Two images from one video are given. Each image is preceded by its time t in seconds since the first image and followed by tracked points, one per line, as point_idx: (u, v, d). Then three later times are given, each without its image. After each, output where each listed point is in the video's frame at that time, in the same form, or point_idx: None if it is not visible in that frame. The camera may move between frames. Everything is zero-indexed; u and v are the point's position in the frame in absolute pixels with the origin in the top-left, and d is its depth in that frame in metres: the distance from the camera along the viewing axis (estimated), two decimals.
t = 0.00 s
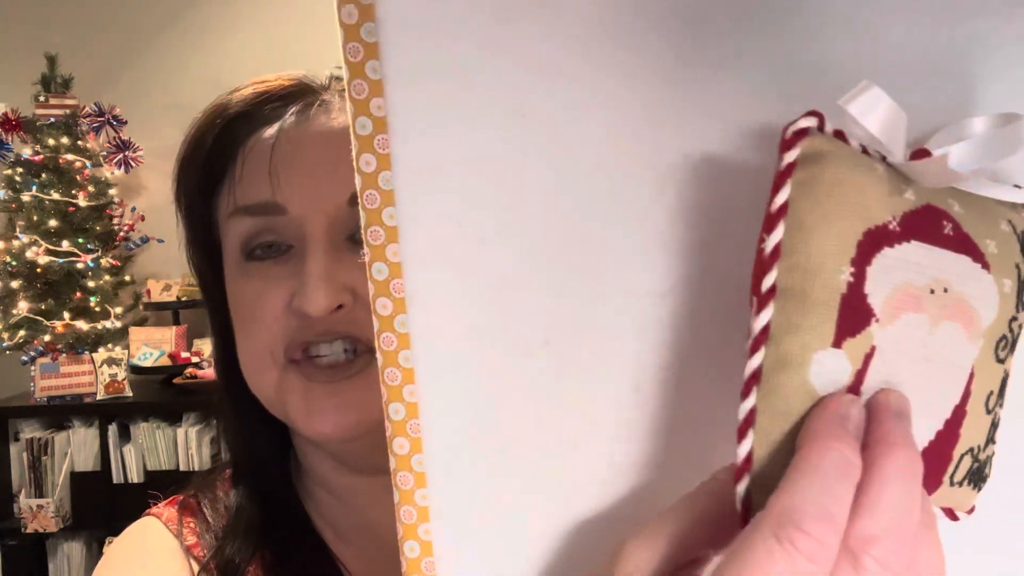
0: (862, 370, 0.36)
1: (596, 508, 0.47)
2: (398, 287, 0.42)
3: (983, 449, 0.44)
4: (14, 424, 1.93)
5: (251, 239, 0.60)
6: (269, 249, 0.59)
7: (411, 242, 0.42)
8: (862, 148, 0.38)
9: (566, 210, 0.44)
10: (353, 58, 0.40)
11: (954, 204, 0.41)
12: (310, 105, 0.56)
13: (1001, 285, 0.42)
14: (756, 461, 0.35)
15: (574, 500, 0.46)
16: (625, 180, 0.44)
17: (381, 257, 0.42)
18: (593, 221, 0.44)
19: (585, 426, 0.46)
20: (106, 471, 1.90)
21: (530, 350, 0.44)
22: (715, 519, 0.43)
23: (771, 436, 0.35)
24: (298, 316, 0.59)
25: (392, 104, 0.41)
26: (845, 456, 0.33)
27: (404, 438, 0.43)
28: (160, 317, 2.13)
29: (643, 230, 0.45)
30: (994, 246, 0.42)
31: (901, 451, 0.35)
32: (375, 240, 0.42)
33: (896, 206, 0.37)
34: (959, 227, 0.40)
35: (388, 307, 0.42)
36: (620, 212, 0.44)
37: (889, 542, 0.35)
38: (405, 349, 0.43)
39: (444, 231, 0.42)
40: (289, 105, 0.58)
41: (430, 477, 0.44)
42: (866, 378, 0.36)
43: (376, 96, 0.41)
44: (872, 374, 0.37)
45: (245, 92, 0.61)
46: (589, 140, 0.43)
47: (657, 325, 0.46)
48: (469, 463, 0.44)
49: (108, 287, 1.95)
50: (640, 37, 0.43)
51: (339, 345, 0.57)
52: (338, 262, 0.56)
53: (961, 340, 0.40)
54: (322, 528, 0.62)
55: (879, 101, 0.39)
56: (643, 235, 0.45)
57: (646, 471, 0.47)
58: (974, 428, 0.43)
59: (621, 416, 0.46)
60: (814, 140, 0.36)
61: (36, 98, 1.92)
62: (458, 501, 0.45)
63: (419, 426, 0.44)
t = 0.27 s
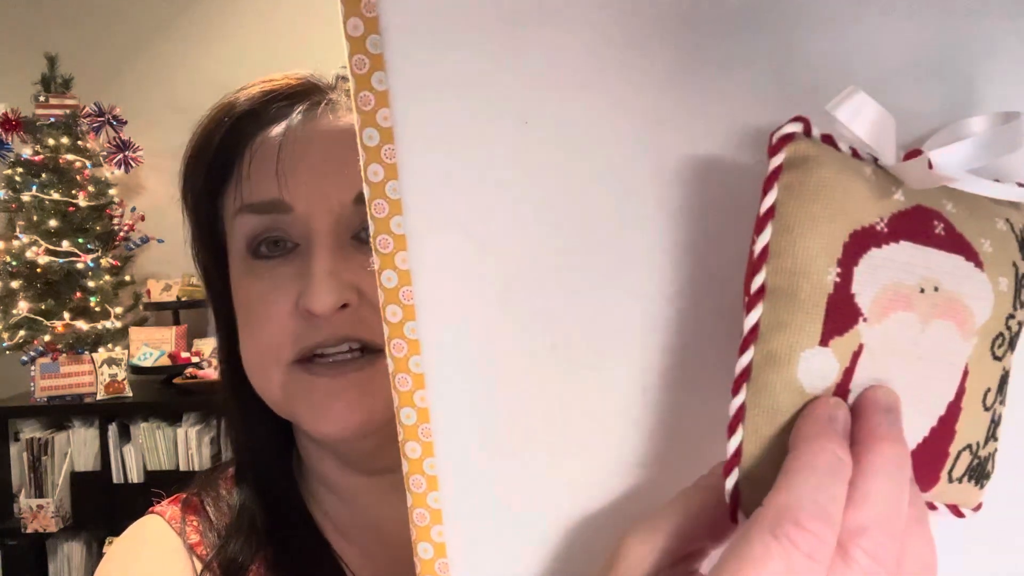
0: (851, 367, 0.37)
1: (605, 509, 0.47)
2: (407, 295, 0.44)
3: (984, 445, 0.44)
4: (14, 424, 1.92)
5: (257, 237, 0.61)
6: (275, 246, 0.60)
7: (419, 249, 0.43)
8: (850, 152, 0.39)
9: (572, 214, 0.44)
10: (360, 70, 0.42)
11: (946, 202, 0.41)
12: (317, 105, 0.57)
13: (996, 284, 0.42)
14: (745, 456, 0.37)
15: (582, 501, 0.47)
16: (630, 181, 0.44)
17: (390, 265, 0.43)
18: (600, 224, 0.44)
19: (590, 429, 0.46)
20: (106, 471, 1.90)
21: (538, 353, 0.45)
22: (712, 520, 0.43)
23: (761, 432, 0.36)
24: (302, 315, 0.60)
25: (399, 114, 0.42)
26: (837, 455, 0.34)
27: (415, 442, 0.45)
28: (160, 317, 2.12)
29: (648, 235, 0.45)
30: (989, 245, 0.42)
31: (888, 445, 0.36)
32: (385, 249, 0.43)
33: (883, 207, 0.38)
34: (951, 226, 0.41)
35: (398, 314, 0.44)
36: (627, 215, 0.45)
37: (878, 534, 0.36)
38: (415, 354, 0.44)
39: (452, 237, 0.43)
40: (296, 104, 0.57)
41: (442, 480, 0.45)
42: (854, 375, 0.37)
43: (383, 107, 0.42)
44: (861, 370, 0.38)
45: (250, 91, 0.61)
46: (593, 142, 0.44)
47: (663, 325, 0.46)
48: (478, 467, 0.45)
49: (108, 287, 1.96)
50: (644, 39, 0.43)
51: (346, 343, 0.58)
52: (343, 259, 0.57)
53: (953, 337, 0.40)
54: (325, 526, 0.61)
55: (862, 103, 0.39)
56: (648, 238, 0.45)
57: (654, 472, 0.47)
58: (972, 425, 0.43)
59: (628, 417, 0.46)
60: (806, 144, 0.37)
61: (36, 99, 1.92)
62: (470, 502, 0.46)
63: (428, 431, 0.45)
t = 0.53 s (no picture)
0: (827, 362, 0.39)
1: (611, 505, 0.47)
2: (418, 294, 0.44)
3: (981, 441, 0.44)
4: (14, 424, 1.93)
5: (262, 236, 0.61)
6: (281, 245, 0.60)
7: (431, 248, 0.44)
8: (830, 156, 0.41)
9: (580, 213, 0.45)
10: (372, 74, 0.42)
11: (931, 201, 0.42)
12: (324, 104, 0.57)
13: (983, 281, 0.42)
14: (725, 444, 0.39)
15: (590, 498, 0.47)
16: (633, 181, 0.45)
17: (402, 265, 0.44)
18: (607, 223, 0.45)
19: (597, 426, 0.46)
20: (106, 471, 1.90)
21: (546, 351, 0.45)
22: (699, 509, 0.45)
23: (739, 422, 0.39)
24: (310, 316, 0.60)
25: (410, 117, 0.43)
26: (819, 439, 0.36)
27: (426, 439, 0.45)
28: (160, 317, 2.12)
29: (654, 236, 0.45)
30: (976, 241, 0.42)
31: (866, 432, 0.37)
32: (397, 249, 0.44)
33: (858, 207, 0.39)
34: (933, 223, 0.41)
35: (410, 313, 0.44)
36: (634, 213, 0.45)
37: (862, 518, 0.36)
38: (427, 353, 0.44)
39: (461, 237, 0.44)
40: (302, 104, 0.58)
41: (453, 477, 0.45)
42: (832, 371, 0.39)
43: (394, 109, 0.42)
44: (839, 364, 0.39)
45: (255, 91, 0.61)
46: (596, 144, 0.44)
47: (669, 322, 0.46)
48: (488, 464, 0.46)
49: (108, 287, 1.96)
50: (645, 41, 0.44)
51: (349, 343, 0.58)
52: (350, 260, 0.57)
53: (938, 334, 0.41)
54: (329, 526, 0.62)
55: (844, 109, 0.40)
56: (653, 237, 0.45)
57: (659, 469, 0.47)
58: (964, 420, 0.43)
59: (634, 415, 0.47)
60: (777, 152, 0.39)
61: (37, 99, 1.92)
62: (480, 499, 0.46)
63: (439, 428, 0.45)
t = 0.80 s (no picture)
0: (825, 357, 0.39)
1: (611, 501, 0.47)
2: (420, 292, 0.44)
3: (978, 436, 0.45)
4: (15, 424, 1.93)
5: (266, 235, 0.62)
6: (284, 244, 0.61)
7: (432, 247, 0.44)
8: (829, 152, 0.42)
9: (581, 212, 0.45)
10: (374, 73, 0.42)
11: (928, 197, 0.42)
12: (329, 104, 0.57)
13: (979, 276, 0.42)
14: (723, 438, 0.39)
15: (591, 494, 0.47)
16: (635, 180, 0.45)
17: (404, 263, 0.44)
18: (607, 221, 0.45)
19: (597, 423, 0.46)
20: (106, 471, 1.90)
21: (548, 348, 0.46)
22: (698, 503, 0.45)
23: (737, 417, 0.39)
24: (313, 315, 0.61)
25: (412, 116, 0.43)
26: (816, 432, 0.36)
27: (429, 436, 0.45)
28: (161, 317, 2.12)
29: (653, 233, 0.46)
30: (972, 238, 0.42)
31: (866, 427, 0.37)
32: (399, 247, 0.44)
33: (854, 204, 0.40)
34: (931, 220, 0.41)
35: (412, 311, 0.44)
36: (634, 210, 0.45)
37: (865, 513, 0.36)
38: (428, 350, 0.45)
39: (463, 235, 0.44)
40: (305, 104, 0.58)
41: (456, 472, 0.46)
42: (829, 365, 0.39)
43: (396, 108, 0.43)
44: (836, 359, 0.39)
45: (259, 91, 0.62)
46: (597, 143, 0.44)
47: (668, 319, 0.46)
48: (490, 460, 0.46)
49: (108, 287, 1.96)
50: (647, 41, 0.44)
51: (351, 342, 0.59)
52: (353, 258, 0.58)
53: (934, 330, 0.41)
54: (328, 521, 0.62)
55: (842, 106, 0.40)
56: (653, 234, 0.46)
57: (658, 465, 0.47)
58: (960, 415, 0.43)
59: (634, 411, 0.47)
60: (775, 148, 0.40)
61: (37, 99, 1.93)
62: (483, 496, 0.46)
63: (440, 425, 0.45)
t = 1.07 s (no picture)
0: (821, 354, 0.39)
1: (613, 498, 0.47)
2: (425, 293, 0.44)
3: (977, 432, 0.44)
4: (14, 424, 1.93)
5: (266, 235, 0.62)
6: (284, 244, 0.61)
7: (436, 249, 0.44)
8: (824, 153, 0.42)
9: (585, 213, 0.45)
10: (379, 77, 0.43)
11: (925, 197, 0.42)
12: (327, 104, 0.57)
13: (976, 274, 0.42)
14: (721, 434, 0.40)
15: (596, 494, 0.47)
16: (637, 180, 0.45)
17: (409, 265, 0.44)
18: (611, 219, 0.45)
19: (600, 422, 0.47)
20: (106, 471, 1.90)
21: (553, 349, 0.46)
22: (696, 499, 0.46)
23: (735, 413, 0.40)
24: (313, 314, 0.60)
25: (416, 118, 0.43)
26: (807, 424, 0.37)
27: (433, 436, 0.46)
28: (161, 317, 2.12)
29: (654, 232, 0.46)
30: (970, 236, 0.42)
31: (872, 426, 0.37)
32: (403, 249, 0.44)
33: (850, 204, 0.40)
34: (927, 220, 0.41)
35: (417, 312, 0.44)
36: (637, 209, 0.45)
37: (867, 510, 0.37)
38: (433, 351, 0.45)
39: (467, 236, 0.44)
40: (306, 104, 0.58)
41: (461, 473, 0.46)
42: (826, 363, 0.40)
43: (400, 111, 0.43)
44: (833, 357, 0.40)
45: (259, 91, 0.62)
46: (600, 146, 0.45)
47: (669, 317, 0.46)
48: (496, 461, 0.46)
49: (108, 287, 1.96)
50: (649, 42, 0.44)
51: (351, 342, 0.58)
52: (353, 258, 0.58)
53: (933, 328, 0.41)
54: (329, 520, 0.62)
55: (836, 108, 0.40)
56: (656, 234, 0.46)
57: (661, 463, 0.47)
58: (958, 411, 0.43)
59: (639, 411, 0.47)
60: (774, 152, 0.40)
61: (37, 99, 1.93)
62: (488, 496, 0.46)
63: (446, 425, 0.46)
